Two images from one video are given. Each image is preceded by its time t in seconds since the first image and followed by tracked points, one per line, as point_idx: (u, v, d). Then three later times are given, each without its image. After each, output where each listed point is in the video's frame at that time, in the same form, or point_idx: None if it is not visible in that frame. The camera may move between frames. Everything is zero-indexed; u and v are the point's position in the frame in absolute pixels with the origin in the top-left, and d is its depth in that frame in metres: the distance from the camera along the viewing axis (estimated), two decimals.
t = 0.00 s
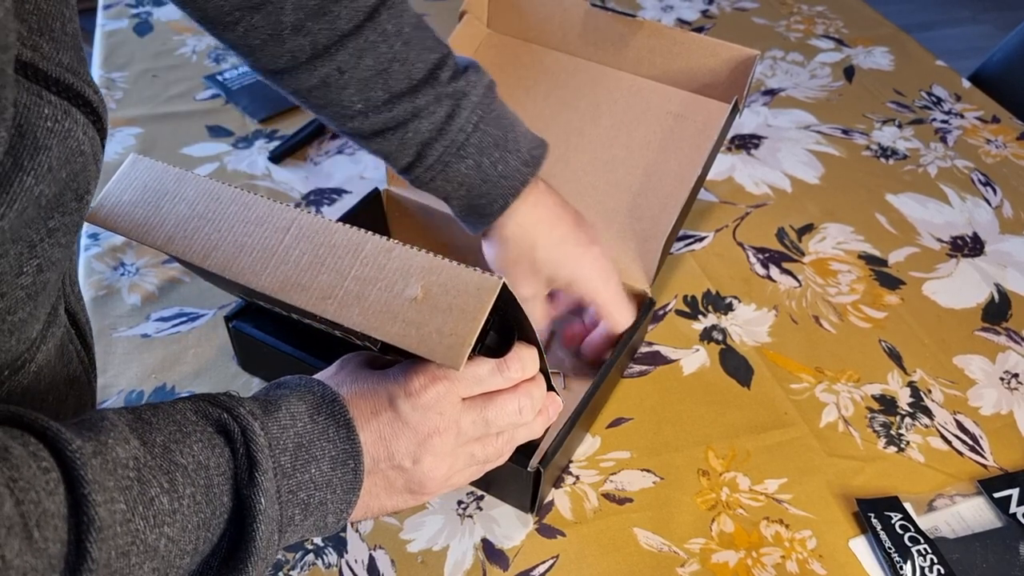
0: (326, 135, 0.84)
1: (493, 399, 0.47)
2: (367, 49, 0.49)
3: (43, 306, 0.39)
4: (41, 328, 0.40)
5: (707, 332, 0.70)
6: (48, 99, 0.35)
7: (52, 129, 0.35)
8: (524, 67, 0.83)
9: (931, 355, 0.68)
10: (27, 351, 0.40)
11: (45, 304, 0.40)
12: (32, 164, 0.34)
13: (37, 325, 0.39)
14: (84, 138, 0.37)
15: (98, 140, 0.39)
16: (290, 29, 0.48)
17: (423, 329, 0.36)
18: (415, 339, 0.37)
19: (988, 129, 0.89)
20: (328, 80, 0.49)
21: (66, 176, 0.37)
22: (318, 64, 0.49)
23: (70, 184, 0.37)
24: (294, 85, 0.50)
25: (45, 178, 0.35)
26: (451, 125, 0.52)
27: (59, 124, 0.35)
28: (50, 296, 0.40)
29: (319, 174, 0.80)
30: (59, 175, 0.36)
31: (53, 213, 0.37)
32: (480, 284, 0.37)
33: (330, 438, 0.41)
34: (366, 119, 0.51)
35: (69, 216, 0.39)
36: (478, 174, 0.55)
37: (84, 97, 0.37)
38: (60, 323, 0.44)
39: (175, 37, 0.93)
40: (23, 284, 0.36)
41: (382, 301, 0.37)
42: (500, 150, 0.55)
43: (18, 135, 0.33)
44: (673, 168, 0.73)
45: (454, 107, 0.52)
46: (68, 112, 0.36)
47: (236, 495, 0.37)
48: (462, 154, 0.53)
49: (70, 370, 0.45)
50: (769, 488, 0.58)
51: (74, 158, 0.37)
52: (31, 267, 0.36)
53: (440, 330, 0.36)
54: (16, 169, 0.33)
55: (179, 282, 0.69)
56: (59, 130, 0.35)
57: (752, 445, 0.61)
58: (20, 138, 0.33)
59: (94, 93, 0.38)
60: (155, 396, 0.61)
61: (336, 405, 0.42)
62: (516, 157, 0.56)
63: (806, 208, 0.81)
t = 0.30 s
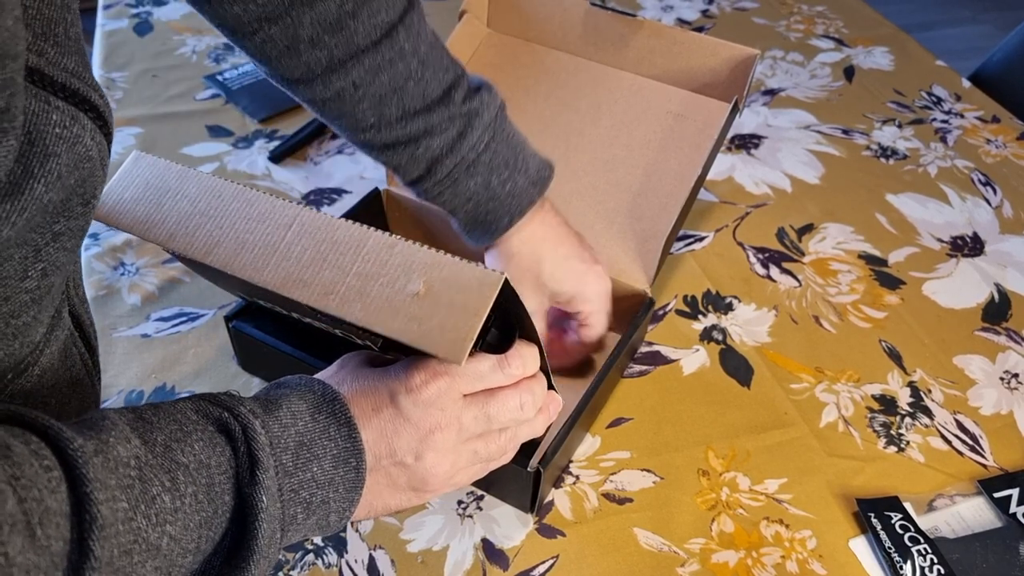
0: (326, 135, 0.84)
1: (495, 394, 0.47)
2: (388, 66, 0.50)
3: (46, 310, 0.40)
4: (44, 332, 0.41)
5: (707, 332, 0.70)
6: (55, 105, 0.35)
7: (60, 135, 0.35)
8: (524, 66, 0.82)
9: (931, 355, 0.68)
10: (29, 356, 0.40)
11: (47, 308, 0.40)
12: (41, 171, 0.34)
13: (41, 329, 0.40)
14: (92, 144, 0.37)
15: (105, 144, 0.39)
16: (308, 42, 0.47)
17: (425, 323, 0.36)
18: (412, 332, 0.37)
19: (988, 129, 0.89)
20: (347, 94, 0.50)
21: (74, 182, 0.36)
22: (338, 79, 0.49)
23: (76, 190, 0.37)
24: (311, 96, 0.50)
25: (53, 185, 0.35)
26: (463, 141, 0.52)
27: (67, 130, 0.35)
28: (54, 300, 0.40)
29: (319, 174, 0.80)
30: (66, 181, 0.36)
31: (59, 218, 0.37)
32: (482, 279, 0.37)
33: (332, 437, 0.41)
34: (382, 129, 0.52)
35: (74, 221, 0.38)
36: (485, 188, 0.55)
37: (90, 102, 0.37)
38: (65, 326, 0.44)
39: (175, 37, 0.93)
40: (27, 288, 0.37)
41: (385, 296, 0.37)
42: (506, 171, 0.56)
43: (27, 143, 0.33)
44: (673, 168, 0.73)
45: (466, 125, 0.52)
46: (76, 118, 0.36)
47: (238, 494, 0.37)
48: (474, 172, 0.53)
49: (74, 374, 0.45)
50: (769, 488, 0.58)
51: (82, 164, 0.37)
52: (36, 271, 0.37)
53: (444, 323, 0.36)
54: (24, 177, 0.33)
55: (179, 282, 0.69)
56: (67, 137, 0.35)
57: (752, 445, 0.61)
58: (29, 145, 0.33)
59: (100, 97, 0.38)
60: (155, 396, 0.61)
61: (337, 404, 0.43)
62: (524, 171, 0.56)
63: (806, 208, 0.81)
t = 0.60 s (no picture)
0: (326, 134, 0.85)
1: (519, 369, 0.45)
2: None
3: (60, 298, 0.41)
4: (58, 319, 0.42)
5: (707, 332, 0.70)
6: (62, 87, 0.37)
7: (66, 116, 0.37)
8: (526, 68, 0.83)
9: (931, 355, 0.68)
10: (44, 343, 0.41)
11: (61, 295, 0.41)
12: (45, 151, 0.36)
13: (54, 317, 0.41)
14: (98, 127, 0.39)
15: (111, 129, 0.41)
16: None
17: (474, 280, 0.36)
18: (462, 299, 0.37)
19: (988, 129, 0.89)
20: None
21: (79, 164, 0.38)
22: None
23: (83, 171, 0.39)
24: (216, 37, 0.54)
25: (58, 165, 0.37)
26: (365, 52, 0.56)
27: (73, 111, 0.37)
28: (68, 287, 0.42)
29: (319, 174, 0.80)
30: (71, 162, 0.38)
31: (68, 203, 0.39)
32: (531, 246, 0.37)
33: (367, 433, 0.39)
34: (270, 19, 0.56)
35: (84, 206, 0.40)
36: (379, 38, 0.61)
37: (97, 86, 0.39)
38: (77, 314, 0.45)
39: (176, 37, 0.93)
40: (40, 272, 0.38)
41: (435, 254, 0.37)
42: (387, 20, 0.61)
43: (33, 121, 0.35)
44: (673, 167, 0.73)
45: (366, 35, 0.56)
46: (82, 100, 0.38)
47: (275, 494, 0.35)
48: (377, 81, 0.56)
49: (89, 361, 0.46)
50: (769, 488, 0.58)
51: (88, 146, 0.39)
52: (48, 257, 0.38)
53: (494, 283, 0.36)
54: (30, 155, 0.35)
55: (179, 282, 0.69)
56: (73, 118, 0.37)
57: (752, 445, 0.61)
58: (36, 124, 0.36)
59: (106, 82, 0.40)
60: (155, 396, 0.61)
61: (369, 401, 0.40)
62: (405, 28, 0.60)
63: (806, 208, 0.81)
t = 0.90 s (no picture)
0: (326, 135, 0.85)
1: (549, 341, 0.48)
2: None
3: (62, 280, 0.41)
4: (60, 303, 0.41)
5: (707, 332, 0.70)
6: (55, 66, 0.38)
7: (60, 95, 0.38)
8: (541, 78, 0.84)
9: (931, 355, 0.68)
10: (48, 326, 0.41)
11: (64, 278, 0.41)
12: (42, 129, 0.37)
13: (58, 301, 0.41)
14: (91, 107, 0.41)
15: (104, 109, 0.42)
16: None
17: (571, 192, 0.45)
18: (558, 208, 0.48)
19: (988, 129, 0.89)
20: None
21: (73, 142, 0.40)
22: None
23: (78, 152, 0.40)
24: None
25: (53, 144, 0.38)
26: None
27: (66, 90, 0.38)
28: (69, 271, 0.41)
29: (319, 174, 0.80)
30: (65, 140, 0.39)
31: (65, 183, 0.39)
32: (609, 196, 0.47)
33: (418, 399, 0.38)
34: None
35: (81, 187, 0.41)
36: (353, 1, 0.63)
37: (89, 69, 0.40)
38: (79, 299, 0.44)
39: (176, 38, 0.93)
40: (41, 256, 0.38)
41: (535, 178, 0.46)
42: None
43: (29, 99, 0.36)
44: (677, 183, 0.73)
45: None
46: (75, 81, 0.39)
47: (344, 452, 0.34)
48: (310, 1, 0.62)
49: (90, 345, 0.46)
50: (769, 488, 0.58)
51: (81, 125, 0.40)
52: (48, 239, 0.39)
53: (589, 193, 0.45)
54: (27, 133, 0.36)
55: (180, 282, 0.69)
56: (67, 98, 0.38)
57: (752, 445, 0.61)
58: (32, 102, 0.37)
59: (98, 66, 0.42)
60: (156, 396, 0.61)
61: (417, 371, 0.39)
62: None
63: (806, 208, 0.81)
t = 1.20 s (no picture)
0: (326, 134, 0.85)
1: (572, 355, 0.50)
2: None
3: (49, 272, 0.43)
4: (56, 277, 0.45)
5: (707, 332, 0.70)
6: (38, 62, 0.38)
7: (46, 89, 0.38)
8: (564, 92, 0.78)
9: (931, 355, 0.68)
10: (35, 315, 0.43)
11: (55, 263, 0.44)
12: (33, 123, 0.37)
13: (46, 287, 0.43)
14: (78, 99, 0.41)
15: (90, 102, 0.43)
16: None
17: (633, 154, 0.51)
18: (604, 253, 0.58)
19: (988, 129, 0.89)
20: None
21: (62, 134, 0.40)
22: None
23: (66, 144, 0.41)
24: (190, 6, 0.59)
25: (44, 136, 0.38)
26: None
27: (52, 84, 0.39)
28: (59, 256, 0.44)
29: (319, 174, 0.80)
30: (56, 132, 0.39)
31: (54, 174, 0.41)
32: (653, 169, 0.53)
33: (450, 369, 0.40)
34: (275, 23, 0.61)
35: (70, 177, 0.42)
36: (384, 49, 0.63)
37: (72, 61, 0.40)
38: (66, 292, 0.47)
39: (176, 37, 0.93)
40: (29, 247, 0.40)
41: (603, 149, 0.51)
42: (395, 34, 0.63)
43: (17, 96, 0.37)
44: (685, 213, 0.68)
45: None
46: (59, 74, 0.39)
47: (380, 413, 0.36)
48: (350, 24, 0.62)
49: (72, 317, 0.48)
50: (769, 488, 0.58)
51: (69, 118, 0.40)
52: (37, 231, 0.40)
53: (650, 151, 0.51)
54: (18, 127, 0.37)
55: (179, 282, 0.69)
56: (53, 91, 0.39)
57: (752, 445, 0.61)
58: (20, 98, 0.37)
59: (80, 57, 0.41)
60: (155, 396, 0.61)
61: (449, 342, 0.41)
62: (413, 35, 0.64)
63: (806, 208, 0.81)
